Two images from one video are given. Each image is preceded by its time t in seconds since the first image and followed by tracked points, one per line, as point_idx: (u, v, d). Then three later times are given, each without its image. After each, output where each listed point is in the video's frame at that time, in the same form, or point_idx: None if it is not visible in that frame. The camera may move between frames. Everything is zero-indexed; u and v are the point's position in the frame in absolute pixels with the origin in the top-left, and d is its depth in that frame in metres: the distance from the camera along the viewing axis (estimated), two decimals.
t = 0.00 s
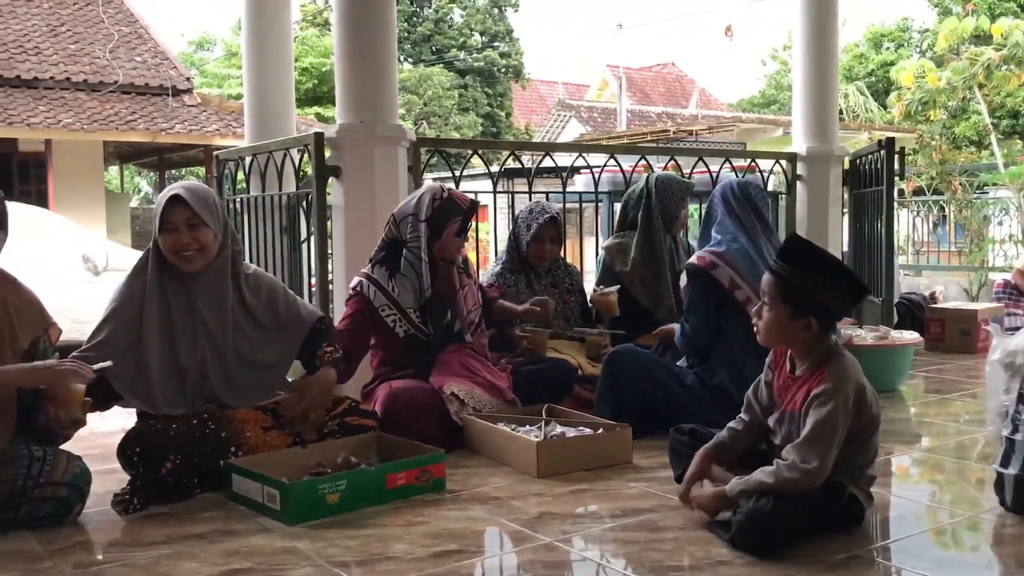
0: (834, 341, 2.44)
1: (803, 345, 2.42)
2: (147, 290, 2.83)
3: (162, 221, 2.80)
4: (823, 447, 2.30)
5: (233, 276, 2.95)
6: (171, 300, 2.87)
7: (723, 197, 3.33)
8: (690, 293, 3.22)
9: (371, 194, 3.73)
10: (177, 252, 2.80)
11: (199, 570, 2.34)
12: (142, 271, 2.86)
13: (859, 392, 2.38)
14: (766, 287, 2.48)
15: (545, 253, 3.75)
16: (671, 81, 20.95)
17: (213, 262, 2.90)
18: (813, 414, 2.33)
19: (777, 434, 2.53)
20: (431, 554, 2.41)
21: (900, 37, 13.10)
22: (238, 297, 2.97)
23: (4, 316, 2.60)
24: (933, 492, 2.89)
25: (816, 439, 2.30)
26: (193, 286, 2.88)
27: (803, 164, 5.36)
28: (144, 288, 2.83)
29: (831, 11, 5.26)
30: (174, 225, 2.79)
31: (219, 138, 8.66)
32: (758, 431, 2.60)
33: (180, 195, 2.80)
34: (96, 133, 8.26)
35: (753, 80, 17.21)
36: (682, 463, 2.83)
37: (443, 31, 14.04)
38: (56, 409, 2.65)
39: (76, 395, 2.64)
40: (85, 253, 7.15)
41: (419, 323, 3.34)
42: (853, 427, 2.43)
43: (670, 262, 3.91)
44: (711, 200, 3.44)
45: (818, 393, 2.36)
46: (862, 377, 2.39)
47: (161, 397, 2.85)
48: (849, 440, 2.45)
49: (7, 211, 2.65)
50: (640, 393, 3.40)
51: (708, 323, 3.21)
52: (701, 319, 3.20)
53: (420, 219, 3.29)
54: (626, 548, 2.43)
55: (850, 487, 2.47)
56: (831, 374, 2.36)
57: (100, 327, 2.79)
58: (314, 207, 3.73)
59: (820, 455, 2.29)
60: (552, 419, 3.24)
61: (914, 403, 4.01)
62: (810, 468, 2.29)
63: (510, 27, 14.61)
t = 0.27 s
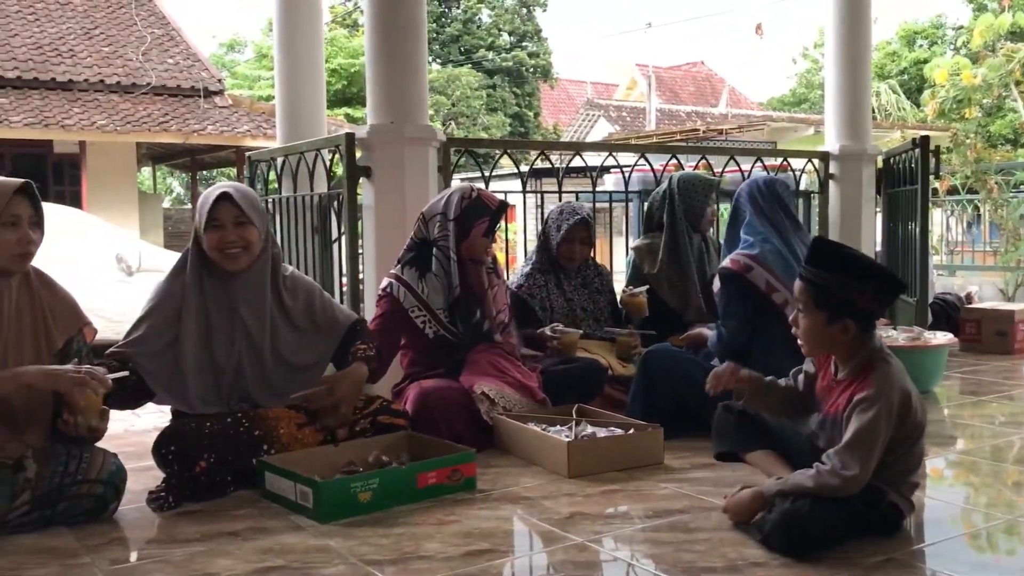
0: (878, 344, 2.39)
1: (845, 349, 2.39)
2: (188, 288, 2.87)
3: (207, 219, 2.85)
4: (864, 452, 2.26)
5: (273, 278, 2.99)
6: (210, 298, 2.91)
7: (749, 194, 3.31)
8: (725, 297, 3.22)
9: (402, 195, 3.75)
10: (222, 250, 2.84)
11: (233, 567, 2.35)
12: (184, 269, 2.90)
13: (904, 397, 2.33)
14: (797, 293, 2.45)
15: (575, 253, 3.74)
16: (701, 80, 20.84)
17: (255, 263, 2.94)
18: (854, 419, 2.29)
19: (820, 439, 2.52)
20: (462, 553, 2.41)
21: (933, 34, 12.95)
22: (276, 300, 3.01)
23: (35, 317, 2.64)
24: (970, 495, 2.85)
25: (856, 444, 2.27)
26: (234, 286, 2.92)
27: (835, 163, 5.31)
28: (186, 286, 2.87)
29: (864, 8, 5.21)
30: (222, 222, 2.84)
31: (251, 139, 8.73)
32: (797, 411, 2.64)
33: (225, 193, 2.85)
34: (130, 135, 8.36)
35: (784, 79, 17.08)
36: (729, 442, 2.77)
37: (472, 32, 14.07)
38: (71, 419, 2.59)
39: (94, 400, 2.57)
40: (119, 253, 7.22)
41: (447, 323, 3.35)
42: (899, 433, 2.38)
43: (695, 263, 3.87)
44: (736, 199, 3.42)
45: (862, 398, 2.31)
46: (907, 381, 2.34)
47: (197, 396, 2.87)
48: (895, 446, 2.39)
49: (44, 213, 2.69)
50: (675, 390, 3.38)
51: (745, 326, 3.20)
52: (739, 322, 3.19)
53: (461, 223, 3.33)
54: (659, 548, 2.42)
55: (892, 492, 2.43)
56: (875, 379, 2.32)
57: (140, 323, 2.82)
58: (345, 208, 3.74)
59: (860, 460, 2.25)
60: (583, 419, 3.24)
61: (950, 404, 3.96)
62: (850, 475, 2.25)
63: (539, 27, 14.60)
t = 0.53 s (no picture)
0: (909, 339, 2.34)
1: (874, 340, 2.34)
2: (227, 288, 2.90)
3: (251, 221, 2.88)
4: (895, 447, 2.22)
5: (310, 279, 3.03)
6: (250, 299, 2.94)
7: (778, 193, 3.28)
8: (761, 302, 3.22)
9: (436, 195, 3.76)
10: (265, 252, 2.87)
11: (270, 564, 2.38)
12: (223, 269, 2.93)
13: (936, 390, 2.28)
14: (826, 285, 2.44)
15: (607, 253, 3.72)
16: (734, 78, 20.71)
17: (294, 264, 2.97)
18: (885, 413, 2.25)
19: (859, 438, 2.45)
20: (497, 553, 2.42)
21: (972, 31, 12.76)
22: (313, 300, 3.05)
23: (71, 316, 2.67)
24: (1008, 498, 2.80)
25: (888, 439, 2.23)
26: (273, 286, 2.95)
27: (872, 161, 5.25)
28: (225, 286, 2.90)
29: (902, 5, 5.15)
30: (267, 225, 2.87)
31: (285, 140, 8.79)
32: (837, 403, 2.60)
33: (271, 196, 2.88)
34: (166, 135, 8.45)
35: (818, 76, 16.92)
36: (780, 446, 2.60)
37: (504, 31, 14.07)
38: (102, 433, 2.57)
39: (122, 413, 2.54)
40: (155, 253, 7.30)
41: (483, 316, 3.36)
42: (934, 430, 2.32)
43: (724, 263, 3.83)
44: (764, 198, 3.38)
45: (890, 394, 2.27)
46: (938, 373, 2.29)
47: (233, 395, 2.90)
48: (929, 443, 2.34)
49: (79, 212, 2.71)
50: (712, 388, 3.37)
51: (779, 332, 3.24)
52: (774, 327, 3.22)
53: (498, 216, 3.27)
54: (694, 549, 2.40)
55: (929, 494, 2.37)
56: (903, 372, 2.27)
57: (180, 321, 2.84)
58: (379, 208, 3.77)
59: (891, 455, 2.22)
60: (617, 419, 3.23)
61: (990, 406, 3.90)
62: (881, 473, 2.22)
63: (570, 26, 14.57)
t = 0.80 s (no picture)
0: (933, 334, 2.33)
1: (899, 334, 2.33)
2: (267, 292, 2.91)
3: (295, 230, 2.89)
4: (929, 436, 2.20)
5: (342, 281, 3.06)
6: (288, 301, 2.96)
7: (803, 193, 3.23)
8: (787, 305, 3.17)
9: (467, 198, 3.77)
10: (310, 262, 2.89)
11: (304, 561, 2.39)
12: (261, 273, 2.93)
13: (964, 380, 2.26)
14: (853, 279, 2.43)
15: (641, 253, 3.74)
16: (765, 76, 20.57)
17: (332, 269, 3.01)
18: (917, 403, 2.23)
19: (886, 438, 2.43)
20: (530, 552, 2.41)
21: (1009, 27, 12.57)
22: (346, 303, 3.08)
23: (106, 314, 2.69)
24: None
25: (920, 430, 2.21)
26: (311, 290, 2.98)
27: (907, 159, 5.19)
28: (265, 291, 2.91)
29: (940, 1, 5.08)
30: (315, 237, 2.89)
31: (316, 139, 8.84)
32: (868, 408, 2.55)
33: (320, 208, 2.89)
34: (199, 135, 8.53)
35: (851, 74, 16.75)
36: (808, 466, 2.71)
37: (533, 30, 14.06)
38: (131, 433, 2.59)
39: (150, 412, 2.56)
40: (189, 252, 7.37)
41: (511, 312, 3.35)
42: (964, 422, 2.31)
43: (763, 262, 3.84)
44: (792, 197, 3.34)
45: (919, 385, 2.26)
46: (965, 364, 2.28)
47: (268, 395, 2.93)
48: (960, 437, 2.32)
49: (112, 210, 2.72)
50: (742, 395, 3.33)
51: (807, 335, 3.16)
52: (802, 331, 3.15)
53: (503, 211, 3.29)
54: (729, 550, 2.39)
55: (965, 492, 2.34)
56: (931, 363, 2.25)
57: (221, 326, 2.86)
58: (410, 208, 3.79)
59: (925, 445, 2.20)
60: (649, 419, 3.22)
61: None
62: (917, 462, 2.20)
63: (600, 24, 14.53)
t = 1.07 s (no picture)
0: (948, 329, 2.32)
1: (912, 330, 2.32)
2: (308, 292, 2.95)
3: (333, 230, 2.93)
4: (950, 423, 2.17)
5: (376, 281, 3.09)
6: (325, 300, 2.99)
7: (826, 192, 3.19)
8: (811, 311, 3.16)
9: (495, 199, 3.76)
10: (347, 262, 2.93)
11: (333, 557, 2.40)
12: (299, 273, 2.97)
13: (981, 369, 2.24)
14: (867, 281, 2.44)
15: (669, 252, 3.72)
16: (794, 75, 20.42)
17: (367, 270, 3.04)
18: (935, 392, 2.21)
19: (911, 438, 2.39)
20: (558, 551, 2.41)
21: None
22: (379, 302, 3.11)
23: (139, 310, 2.71)
24: None
25: (940, 417, 2.19)
26: (347, 290, 3.02)
27: (940, 158, 5.13)
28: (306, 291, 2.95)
29: None
30: (352, 236, 2.93)
31: (344, 139, 8.88)
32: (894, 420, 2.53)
33: (356, 208, 2.93)
34: (228, 135, 8.58)
35: (882, 73, 16.57)
36: (835, 472, 2.66)
37: (561, 29, 14.05)
38: (147, 434, 2.55)
39: (163, 410, 2.52)
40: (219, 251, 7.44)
41: (542, 311, 3.35)
42: (987, 413, 2.27)
43: (790, 258, 3.79)
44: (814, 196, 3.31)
45: (935, 373, 2.24)
46: (982, 354, 2.26)
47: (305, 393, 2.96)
48: (985, 429, 2.28)
49: (144, 208, 2.75)
50: (770, 398, 3.29)
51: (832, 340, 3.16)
52: (827, 336, 3.15)
53: (531, 211, 3.29)
54: (759, 551, 2.37)
55: (998, 488, 2.29)
56: (945, 352, 2.24)
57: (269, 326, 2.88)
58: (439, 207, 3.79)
59: (947, 431, 2.17)
60: (678, 419, 3.20)
61: None
62: (943, 449, 2.16)
63: (628, 23, 14.48)
